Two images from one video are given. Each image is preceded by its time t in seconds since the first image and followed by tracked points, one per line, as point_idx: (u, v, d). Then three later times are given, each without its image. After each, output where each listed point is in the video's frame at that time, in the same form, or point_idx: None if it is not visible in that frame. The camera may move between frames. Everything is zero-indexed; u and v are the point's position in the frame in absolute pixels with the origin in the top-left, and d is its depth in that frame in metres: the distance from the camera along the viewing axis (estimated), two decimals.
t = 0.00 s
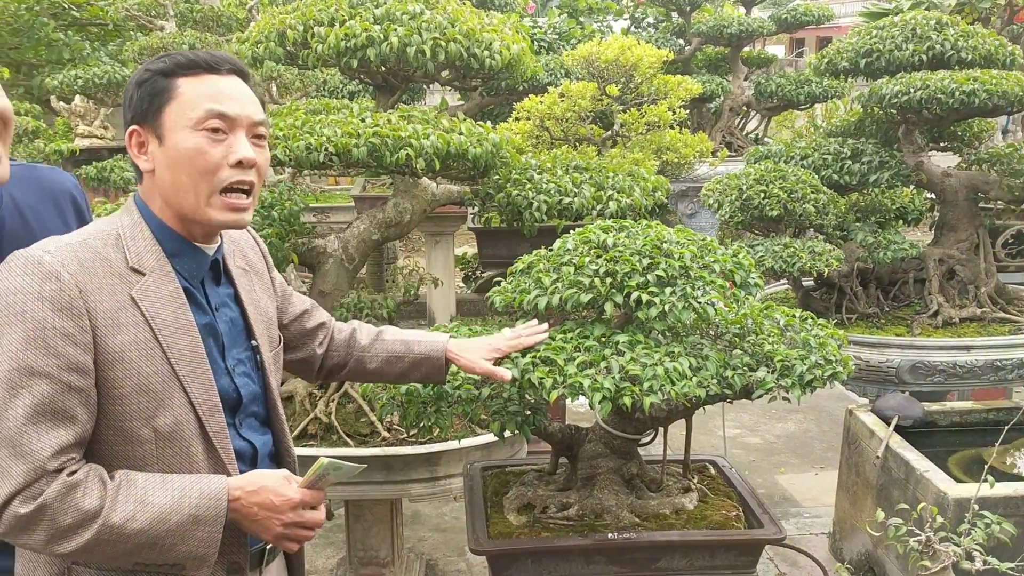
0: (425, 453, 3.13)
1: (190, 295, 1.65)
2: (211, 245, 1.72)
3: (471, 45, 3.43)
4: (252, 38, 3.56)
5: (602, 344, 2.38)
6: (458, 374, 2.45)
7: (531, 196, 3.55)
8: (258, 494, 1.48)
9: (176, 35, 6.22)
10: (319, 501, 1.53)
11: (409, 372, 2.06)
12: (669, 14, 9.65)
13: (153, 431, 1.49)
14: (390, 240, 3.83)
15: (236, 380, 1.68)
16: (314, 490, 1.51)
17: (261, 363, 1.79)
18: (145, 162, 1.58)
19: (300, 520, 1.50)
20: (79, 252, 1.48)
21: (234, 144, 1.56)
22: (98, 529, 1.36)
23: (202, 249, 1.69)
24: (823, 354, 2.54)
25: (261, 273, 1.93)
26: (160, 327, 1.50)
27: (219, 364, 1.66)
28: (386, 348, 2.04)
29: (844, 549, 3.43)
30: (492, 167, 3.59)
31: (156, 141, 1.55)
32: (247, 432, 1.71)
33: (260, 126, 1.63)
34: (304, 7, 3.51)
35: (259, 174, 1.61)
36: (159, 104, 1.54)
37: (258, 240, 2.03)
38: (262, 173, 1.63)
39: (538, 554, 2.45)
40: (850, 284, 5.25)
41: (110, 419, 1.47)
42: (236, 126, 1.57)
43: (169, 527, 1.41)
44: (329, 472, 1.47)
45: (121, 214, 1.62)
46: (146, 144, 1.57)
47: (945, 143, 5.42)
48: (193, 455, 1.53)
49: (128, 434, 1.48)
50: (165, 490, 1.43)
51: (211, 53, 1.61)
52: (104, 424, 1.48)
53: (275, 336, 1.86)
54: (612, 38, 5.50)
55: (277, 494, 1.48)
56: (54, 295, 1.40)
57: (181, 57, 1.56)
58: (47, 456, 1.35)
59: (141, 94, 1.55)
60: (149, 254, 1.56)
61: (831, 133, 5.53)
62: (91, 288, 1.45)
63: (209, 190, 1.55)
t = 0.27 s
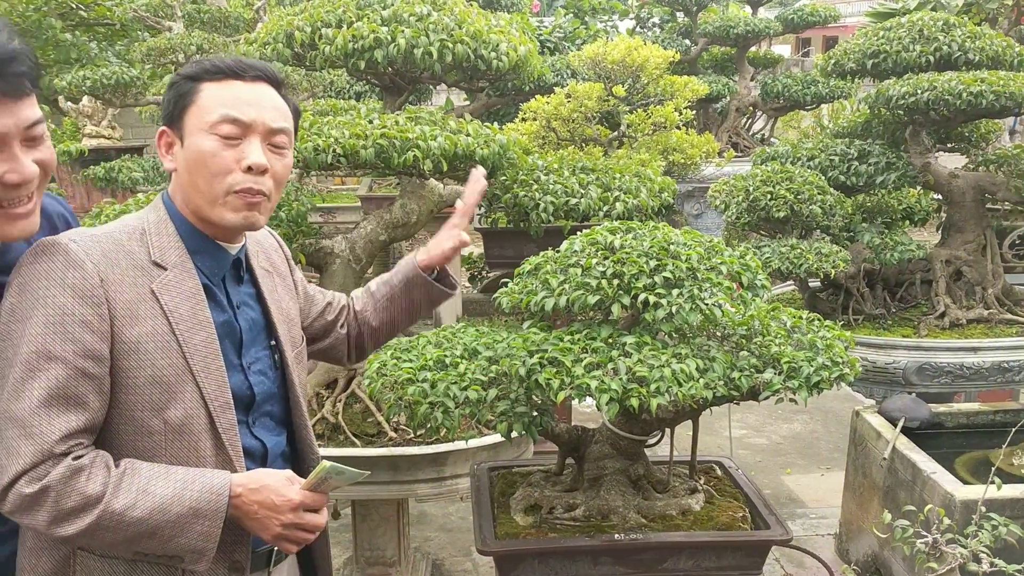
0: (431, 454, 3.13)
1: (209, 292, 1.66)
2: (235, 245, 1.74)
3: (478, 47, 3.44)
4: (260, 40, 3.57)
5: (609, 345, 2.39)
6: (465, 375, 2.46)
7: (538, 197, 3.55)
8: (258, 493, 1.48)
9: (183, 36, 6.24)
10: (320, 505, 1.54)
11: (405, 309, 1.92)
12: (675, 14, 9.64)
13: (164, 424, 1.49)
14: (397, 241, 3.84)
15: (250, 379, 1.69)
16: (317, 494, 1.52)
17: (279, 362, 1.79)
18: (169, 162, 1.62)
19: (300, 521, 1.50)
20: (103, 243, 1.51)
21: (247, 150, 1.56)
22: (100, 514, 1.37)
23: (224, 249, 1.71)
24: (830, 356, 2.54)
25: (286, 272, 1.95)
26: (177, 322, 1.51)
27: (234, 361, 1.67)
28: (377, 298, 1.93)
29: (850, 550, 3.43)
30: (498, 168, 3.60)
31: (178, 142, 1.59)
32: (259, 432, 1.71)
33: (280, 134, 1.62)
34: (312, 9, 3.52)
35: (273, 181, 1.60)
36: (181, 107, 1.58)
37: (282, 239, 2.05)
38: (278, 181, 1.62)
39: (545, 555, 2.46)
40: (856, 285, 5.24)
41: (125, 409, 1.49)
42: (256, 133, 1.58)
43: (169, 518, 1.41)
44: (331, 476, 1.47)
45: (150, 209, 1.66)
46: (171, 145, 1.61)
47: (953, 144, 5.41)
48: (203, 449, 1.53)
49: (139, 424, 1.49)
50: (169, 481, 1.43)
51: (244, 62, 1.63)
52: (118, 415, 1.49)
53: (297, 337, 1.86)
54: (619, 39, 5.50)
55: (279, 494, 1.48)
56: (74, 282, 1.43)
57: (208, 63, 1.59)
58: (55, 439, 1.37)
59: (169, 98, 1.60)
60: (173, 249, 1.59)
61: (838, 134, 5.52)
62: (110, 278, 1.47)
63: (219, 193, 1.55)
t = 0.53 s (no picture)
0: (438, 453, 3.13)
1: (224, 290, 1.66)
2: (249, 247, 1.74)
3: (485, 46, 3.44)
4: (267, 38, 3.58)
5: (617, 344, 2.39)
6: (473, 374, 2.46)
7: (545, 196, 3.55)
8: (284, 484, 1.49)
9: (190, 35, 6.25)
10: (344, 494, 1.55)
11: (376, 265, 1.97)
12: (681, 13, 9.62)
13: (184, 422, 1.49)
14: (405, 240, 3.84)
15: (266, 375, 1.69)
16: (339, 483, 1.53)
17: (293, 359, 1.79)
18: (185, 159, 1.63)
19: (324, 511, 1.52)
20: (120, 242, 1.50)
21: (258, 151, 1.56)
22: (128, 511, 1.37)
23: (241, 249, 1.71)
24: (839, 355, 2.53)
25: (302, 268, 1.95)
26: (195, 320, 1.52)
27: (249, 359, 1.67)
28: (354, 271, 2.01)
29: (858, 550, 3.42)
30: (506, 167, 3.60)
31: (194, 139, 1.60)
32: (275, 428, 1.71)
33: (296, 136, 1.61)
34: (319, 8, 3.53)
35: (284, 184, 1.59)
36: (199, 105, 1.58)
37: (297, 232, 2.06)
38: (291, 184, 1.61)
39: (553, 555, 2.46)
40: (863, 285, 5.23)
41: (142, 409, 1.48)
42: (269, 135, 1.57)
43: (198, 512, 1.42)
44: (353, 465, 1.48)
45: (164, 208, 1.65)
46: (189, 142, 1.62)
47: (960, 143, 5.39)
48: (223, 447, 1.53)
49: (158, 423, 1.49)
50: (194, 477, 1.44)
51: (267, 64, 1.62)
52: (135, 415, 1.49)
53: (312, 332, 1.86)
54: (625, 38, 5.49)
55: (303, 485, 1.50)
56: (94, 282, 1.43)
57: (230, 62, 1.59)
58: (81, 439, 1.37)
59: (191, 94, 1.61)
60: (188, 247, 1.59)
61: (845, 133, 5.51)
62: (129, 276, 1.47)
63: (226, 192, 1.56)
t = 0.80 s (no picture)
0: (441, 452, 3.14)
1: (221, 292, 1.66)
2: (248, 245, 1.74)
3: (489, 45, 3.44)
4: (271, 38, 3.58)
5: (620, 344, 2.39)
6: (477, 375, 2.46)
7: (548, 196, 3.55)
8: (277, 487, 1.48)
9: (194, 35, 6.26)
10: (341, 498, 1.52)
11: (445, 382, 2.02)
12: (685, 12, 9.61)
13: (178, 423, 1.50)
14: (408, 240, 3.85)
15: (265, 378, 1.69)
16: (336, 487, 1.50)
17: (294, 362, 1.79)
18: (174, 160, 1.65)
19: (319, 515, 1.50)
20: (113, 244, 1.51)
21: (238, 143, 1.55)
22: (120, 513, 1.38)
23: (239, 249, 1.71)
24: (842, 356, 2.53)
25: (303, 272, 1.95)
26: (190, 322, 1.52)
27: (249, 361, 1.67)
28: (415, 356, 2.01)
29: (861, 550, 3.42)
30: (509, 166, 3.60)
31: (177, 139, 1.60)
32: (273, 431, 1.71)
33: (275, 122, 1.60)
34: (323, 7, 3.53)
35: (269, 172, 1.59)
36: (177, 104, 1.58)
37: (300, 232, 2.05)
38: (276, 171, 1.60)
39: (555, 555, 2.46)
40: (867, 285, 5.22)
41: (137, 410, 1.49)
42: (247, 124, 1.56)
43: (190, 514, 1.42)
44: (348, 469, 1.46)
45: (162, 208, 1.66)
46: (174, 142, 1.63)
47: (965, 142, 5.37)
48: (218, 447, 1.54)
49: (153, 424, 1.50)
50: (188, 478, 1.44)
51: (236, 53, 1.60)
52: (131, 416, 1.50)
53: (310, 337, 1.86)
54: (629, 38, 5.47)
55: (297, 489, 1.47)
56: (86, 284, 1.43)
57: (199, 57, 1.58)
58: (74, 441, 1.38)
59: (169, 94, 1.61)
60: (184, 248, 1.59)
61: (849, 133, 5.50)
62: (123, 279, 1.48)
63: (213, 187, 1.56)
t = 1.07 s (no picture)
0: (447, 453, 3.15)
1: (229, 291, 1.67)
2: (256, 245, 1.75)
3: (495, 47, 3.45)
4: (278, 40, 3.60)
5: (627, 346, 2.40)
6: (483, 376, 2.47)
7: (554, 197, 3.56)
8: (274, 493, 1.49)
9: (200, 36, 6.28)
10: (337, 506, 1.53)
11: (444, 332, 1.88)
12: (691, 13, 9.62)
13: (182, 420, 1.51)
14: (413, 241, 3.86)
15: (269, 379, 1.70)
16: (331, 495, 1.51)
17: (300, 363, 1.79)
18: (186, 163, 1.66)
19: (314, 522, 1.51)
20: (124, 242, 1.53)
21: (251, 149, 1.56)
22: (117, 510, 1.39)
23: (247, 250, 1.72)
24: (848, 357, 2.54)
25: (311, 273, 1.94)
26: (196, 321, 1.53)
27: (254, 361, 1.68)
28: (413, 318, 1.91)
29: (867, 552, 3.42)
30: (515, 168, 3.61)
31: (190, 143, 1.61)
32: (279, 431, 1.72)
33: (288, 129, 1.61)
34: (330, 9, 3.55)
35: (280, 179, 1.60)
36: (191, 109, 1.60)
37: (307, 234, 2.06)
38: (287, 178, 1.61)
39: (562, 555, 2.47)
40: (872, 286, 5.22)
41: (140, 407, 1.50)
42: (261, 131, 1.57)
43: (187, 513, 1.43)
44: (345, 477, 1.47)
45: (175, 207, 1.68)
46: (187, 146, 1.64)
47: (970, 144, 5.37)
48: (221, 447, 1.54)
49: (157, 421, 1.51)
50: (188, 477, 1.45)
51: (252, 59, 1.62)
52: (136, 412, 1.51)
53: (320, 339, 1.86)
54: (634, 39, 5.47)
55: (293, 494, 1.48)
56: (94, 281, 1.45)
57: (214, 62, 1.60)
58: (74, 436, 1.40)
59: (182, 99, 1.62)
60: (192, 247, 1.60)
61: (854, 134, 5.50)
62: (130, 277, 1.49)
63: (225, 192, 1.57)
